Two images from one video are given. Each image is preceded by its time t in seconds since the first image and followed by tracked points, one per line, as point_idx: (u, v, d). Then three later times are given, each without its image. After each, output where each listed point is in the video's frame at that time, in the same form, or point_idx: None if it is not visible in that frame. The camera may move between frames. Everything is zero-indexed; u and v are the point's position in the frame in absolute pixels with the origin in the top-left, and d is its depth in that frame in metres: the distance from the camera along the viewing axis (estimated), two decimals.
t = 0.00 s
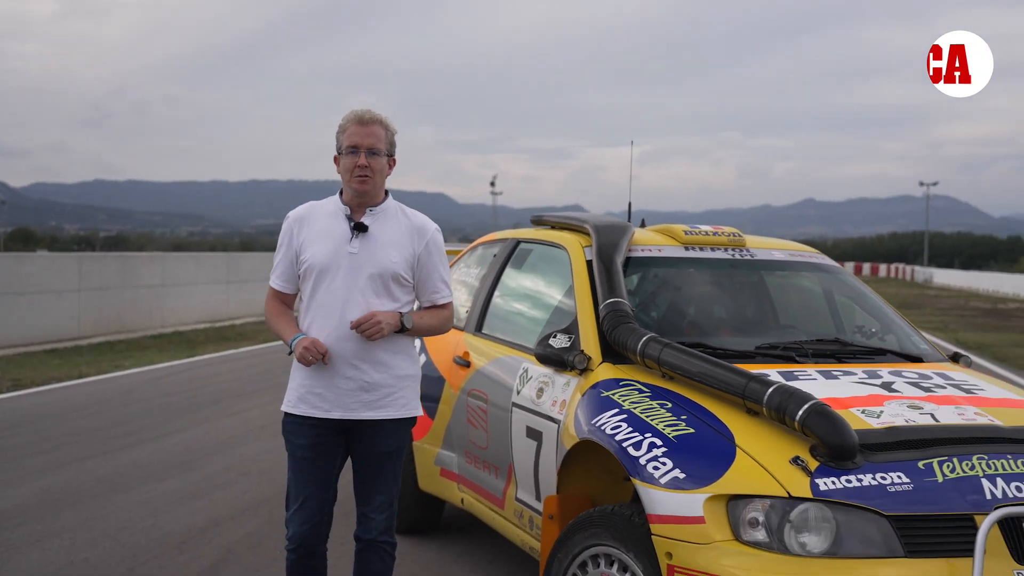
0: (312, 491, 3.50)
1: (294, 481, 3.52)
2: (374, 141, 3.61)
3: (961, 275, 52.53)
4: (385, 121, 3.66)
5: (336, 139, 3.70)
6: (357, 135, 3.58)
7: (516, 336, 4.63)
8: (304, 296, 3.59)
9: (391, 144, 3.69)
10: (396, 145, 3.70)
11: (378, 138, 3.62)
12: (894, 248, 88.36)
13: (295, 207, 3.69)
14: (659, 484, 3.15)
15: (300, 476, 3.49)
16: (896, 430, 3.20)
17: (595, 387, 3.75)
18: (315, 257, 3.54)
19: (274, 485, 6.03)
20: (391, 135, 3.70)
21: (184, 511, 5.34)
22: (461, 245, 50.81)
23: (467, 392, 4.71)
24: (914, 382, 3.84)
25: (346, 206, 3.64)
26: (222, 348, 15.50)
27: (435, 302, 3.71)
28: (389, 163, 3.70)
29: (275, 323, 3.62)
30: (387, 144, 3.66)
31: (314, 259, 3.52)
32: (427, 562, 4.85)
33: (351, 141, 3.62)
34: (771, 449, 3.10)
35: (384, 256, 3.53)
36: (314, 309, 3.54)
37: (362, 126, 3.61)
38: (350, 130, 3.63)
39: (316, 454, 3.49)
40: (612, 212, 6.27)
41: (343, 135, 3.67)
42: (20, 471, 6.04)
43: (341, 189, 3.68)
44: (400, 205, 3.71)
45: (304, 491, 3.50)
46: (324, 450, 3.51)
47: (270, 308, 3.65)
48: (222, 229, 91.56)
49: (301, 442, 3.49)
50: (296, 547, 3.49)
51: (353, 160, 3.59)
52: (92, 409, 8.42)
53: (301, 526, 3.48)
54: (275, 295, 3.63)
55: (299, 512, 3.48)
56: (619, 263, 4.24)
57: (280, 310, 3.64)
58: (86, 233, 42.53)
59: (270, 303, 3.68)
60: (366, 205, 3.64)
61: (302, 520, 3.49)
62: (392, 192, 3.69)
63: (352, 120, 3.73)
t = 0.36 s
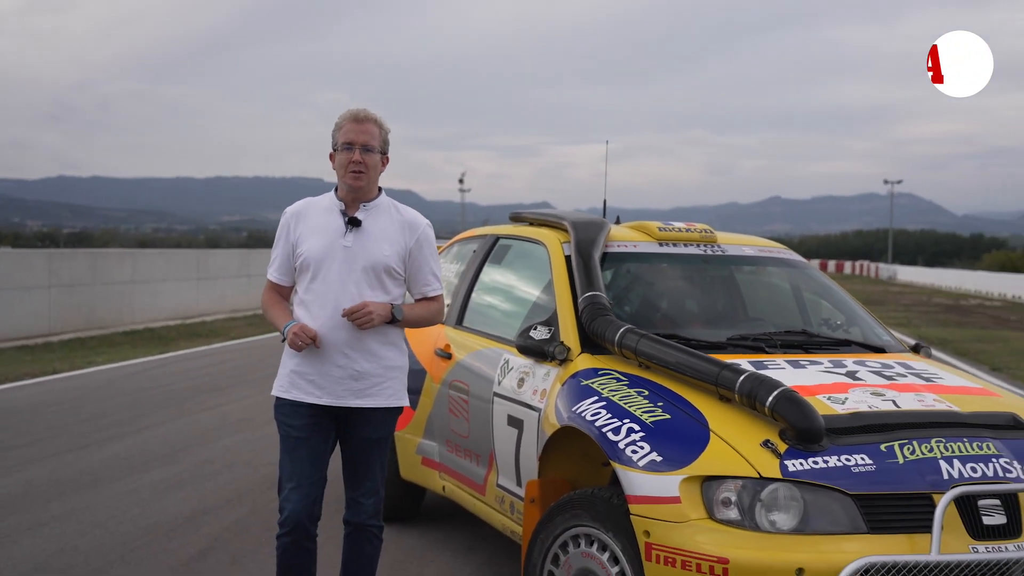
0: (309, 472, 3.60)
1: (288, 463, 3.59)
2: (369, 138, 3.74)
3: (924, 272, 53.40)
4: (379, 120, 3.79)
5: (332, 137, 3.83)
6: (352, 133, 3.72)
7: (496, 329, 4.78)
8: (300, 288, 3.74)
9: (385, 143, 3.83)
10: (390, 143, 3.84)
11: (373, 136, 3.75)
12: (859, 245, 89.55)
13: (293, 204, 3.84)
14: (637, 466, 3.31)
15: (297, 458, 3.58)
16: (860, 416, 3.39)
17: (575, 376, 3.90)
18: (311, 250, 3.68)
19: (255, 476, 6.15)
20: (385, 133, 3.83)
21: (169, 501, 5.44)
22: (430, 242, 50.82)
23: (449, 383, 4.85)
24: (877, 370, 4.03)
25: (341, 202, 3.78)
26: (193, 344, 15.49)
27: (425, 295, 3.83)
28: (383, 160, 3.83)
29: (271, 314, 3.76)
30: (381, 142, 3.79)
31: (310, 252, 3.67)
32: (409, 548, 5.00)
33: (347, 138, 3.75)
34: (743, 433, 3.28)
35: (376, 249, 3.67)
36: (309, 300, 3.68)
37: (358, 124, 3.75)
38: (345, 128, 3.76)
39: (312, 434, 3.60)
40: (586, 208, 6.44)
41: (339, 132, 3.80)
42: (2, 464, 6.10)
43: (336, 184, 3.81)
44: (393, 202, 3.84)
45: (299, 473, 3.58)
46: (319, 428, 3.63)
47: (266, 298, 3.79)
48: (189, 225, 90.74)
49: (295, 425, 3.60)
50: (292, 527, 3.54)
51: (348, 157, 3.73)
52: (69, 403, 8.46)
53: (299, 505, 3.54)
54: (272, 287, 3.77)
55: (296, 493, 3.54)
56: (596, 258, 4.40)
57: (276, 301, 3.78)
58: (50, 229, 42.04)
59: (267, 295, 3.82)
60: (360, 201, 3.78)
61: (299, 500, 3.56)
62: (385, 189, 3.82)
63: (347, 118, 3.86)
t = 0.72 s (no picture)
0: (283, 461, 3.72)
1: (262, 451, 3.71)
2: (340, 136, 3.86)
3: (880, 267, 54.38)
4: (350, 117, 3.91)
5: (304, 136, 3.94)
6: (324, 131, 3.83)
7: (469, 321, 4.92)
8: (276, 283, 3.80)
9: (356, 140, 3.95)
10: (360, 140, 3.96)
11: (344, 133, 3.87)
12: (817, 240, 90.86)
13: (265, 201, 3.90)
14: (609, 450, 3.47)
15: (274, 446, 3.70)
16: (819, 402, 3.59)
17: (548, 365, 4.06)
18: (288, 246, 3.76)
19: (230, 467, 6.25)
20: (356, 131, 3.95)
21: (145, 492, 5.54)
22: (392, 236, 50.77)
23: (424, 374, 4.98)
24: (835, 360, 4.24)
25: (314, 198, 3.87)
26: (157, 338, 15.46)
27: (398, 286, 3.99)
28: (354, 157, 3.95)
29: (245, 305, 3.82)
30: (352, 139, 3.91)
31: (288, 248, 3.75)
32: (384, 534, 5.14)
33: (319, 136, 3.86)
34: (710, 419, 3.45)
35: (354, 244, 3.79)
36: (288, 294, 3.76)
37: (329, 122, 3.86)
38: (317, 126, 3.87)
39: (288, 427, 3.73)
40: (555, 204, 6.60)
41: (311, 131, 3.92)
42: None
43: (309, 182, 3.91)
44: (364, 197, 3.96)
45: (274, 461, 3.71)
46: (295, 421, 3.77)
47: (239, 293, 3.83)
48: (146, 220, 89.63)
49: (272, 415, 3.72)
50: (261, 513, 3.65)
51: (320, 153, 3.83)
52: (37, 397, 8.48)
53: (271, 492, 3.67)
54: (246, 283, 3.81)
55: (269, 480, 3.66)
56: (568, 252, 4.56)
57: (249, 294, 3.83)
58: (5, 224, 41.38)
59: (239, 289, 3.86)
60: (333, 196, 3.87)
61: (271, 487, 3.68)
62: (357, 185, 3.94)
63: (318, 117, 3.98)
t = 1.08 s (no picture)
0: (253, 453, 3.85)
1: (232, 444, 3.84)
2: (297, 132, 3.95)
3: (841, 260, 55.20)
4: (306, 113, 4.00)
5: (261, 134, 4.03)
6: (281, 128, 3.92)
7: (445, 314, 5.05)
8: (241, 279, 3.89)
9: (313, 135, 4.04)
10: (318, 135, 4.05)
11: (301, 129, 3.97)
12: (779, 233, 91.88)
13: (225, 197, 3.96)
14: (586, 437, 3.63)
15: (244, 439, 3.82)
16: (784, 390, 3.77)
17: (525, 356, 4.20)
18: (252, 242, 3.86)
19: (207, 458, 6.35)
20: (313, 126, 4.04)
21: (125, 482, 5.63)
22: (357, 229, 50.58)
23: (402, 366, 5.11)
24: (798, 350, 4.43)
25: (276, 193, 3.95)
26: (124, 332, 15.39)
27: (357, 279, 4.12)
28: (312, 152, 4.04)
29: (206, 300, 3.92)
30: (310, 134, 4.01)
31: (252, 245, 3.84)
32: (362, 521, 5.27)
33: (276, 133, 3.95)
34: (681, 406, 3.62)
35: (318, 239, 3.91)
36: (253, 290, 3.86)
37: (286, 119, 3.95)
38: (274, 124, 3.96)
39: (256, 420, 3.84)
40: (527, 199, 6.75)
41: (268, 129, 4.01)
42: None
43: (270, 178, 3.99)
44: (324, 192, 4.06)
45: (245, 453, 3.83)
46: (262, 415, 3.87)
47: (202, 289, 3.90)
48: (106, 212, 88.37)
49: (239, 409, 3.82)
50: (235, 504, 3.79)
51: (278, 150, 3.92)
52: (9, 390, 8.50)
53: (243, 484, 3.80)
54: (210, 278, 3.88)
55: (240, 473, 3.79)
56: (543, 247, 4.70)
57: (212, 288, 3.92)
58: None
59: (201, 283, 3.94)
60: (295, 192, 3.96)
61: (244, 479, 3.81)
62: (317, 179, 4.03)
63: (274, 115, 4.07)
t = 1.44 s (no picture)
0: (226, 441, 3.78)
1: (207, 435, 3.77)
2: (261, 125, 3.85)
3: (811, 253, 55.86)
4: (269, 106, 3.90)
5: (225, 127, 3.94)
6: (244, 121, 3.82)
7: (430, 306, 5.17)
8: (205, 271, 3.80)
9: (277, 128, 3.95)
10: (281, 128, 3.96)
11: (265, 121, 3.87)
12: (751, 227, 92.65)
13: (189, 190, 3.87)
14: (571, 423, 3.78)
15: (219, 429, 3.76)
16: (760, 378, 3.95)
17: (511, 347, 4.34)
18: (215, 234, 3.77)
19: (192, 448, 6.45)
20: (276, 119, 3.95)
21: (112, 472, 5.69)
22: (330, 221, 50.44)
23: (388, 357, 5.23)
24: (773, 340, 4.61)
25: (240, 185, 3.87)
26: (101, 325, 15.38)
27: (321, 270, 4.02)
28: (276, 145, 3.95)
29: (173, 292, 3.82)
30: (274, 127, 3.91)
31: (216, 237, 3.75)
32: (348, 508, 5.37)
33: (239, 126, 3.86)
34: (663, 394, 3.78)
35: (282, 231, 3.82)
36: (217, 281, 3.77)
37: (249, 112, 3.85)
38: (237, 117, 3.86)
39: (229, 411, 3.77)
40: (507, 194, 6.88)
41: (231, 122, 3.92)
42: None
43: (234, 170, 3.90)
44: (289, 184, 3.98)
45: (220, 442, 3.77)
46: (233, 404, 3.80)
47: (167, 280, 3.80)
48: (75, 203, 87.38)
49: (210, 400, 3.74)
50: (217, 492, 3.73)
51: (241, 143, 3.83)
52: None
53: (221, 472, 3.74)
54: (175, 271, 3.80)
55: (217, 462, 3.74)
56: (527, 241, 4.84)
57: (177, 281, 3.82)
58: None
59: (166, 276, 3.84)
60: (259, 184, 3.87)
61: (222, 467, 3.75)
62: (281, 171, 3.95)
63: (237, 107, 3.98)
